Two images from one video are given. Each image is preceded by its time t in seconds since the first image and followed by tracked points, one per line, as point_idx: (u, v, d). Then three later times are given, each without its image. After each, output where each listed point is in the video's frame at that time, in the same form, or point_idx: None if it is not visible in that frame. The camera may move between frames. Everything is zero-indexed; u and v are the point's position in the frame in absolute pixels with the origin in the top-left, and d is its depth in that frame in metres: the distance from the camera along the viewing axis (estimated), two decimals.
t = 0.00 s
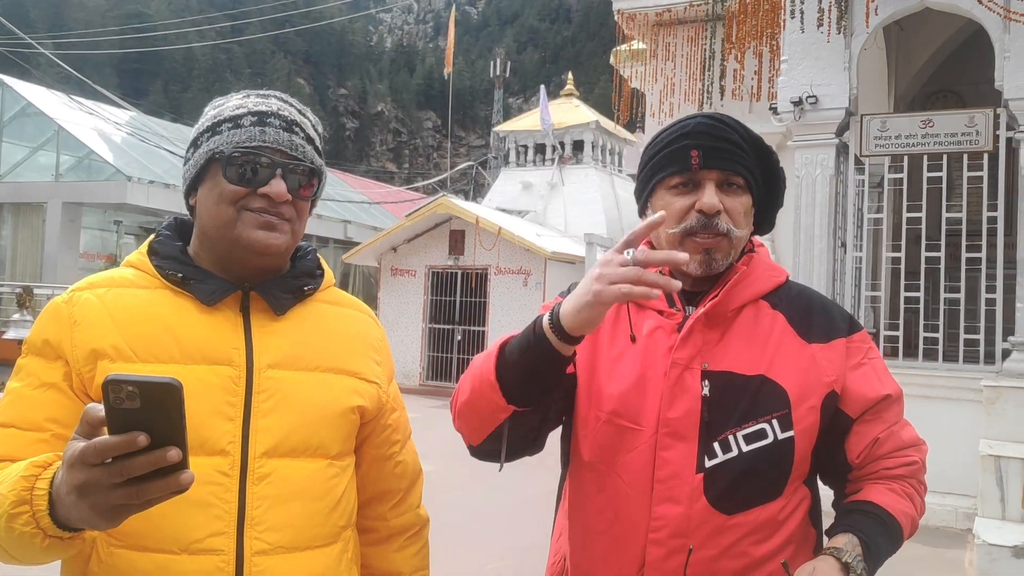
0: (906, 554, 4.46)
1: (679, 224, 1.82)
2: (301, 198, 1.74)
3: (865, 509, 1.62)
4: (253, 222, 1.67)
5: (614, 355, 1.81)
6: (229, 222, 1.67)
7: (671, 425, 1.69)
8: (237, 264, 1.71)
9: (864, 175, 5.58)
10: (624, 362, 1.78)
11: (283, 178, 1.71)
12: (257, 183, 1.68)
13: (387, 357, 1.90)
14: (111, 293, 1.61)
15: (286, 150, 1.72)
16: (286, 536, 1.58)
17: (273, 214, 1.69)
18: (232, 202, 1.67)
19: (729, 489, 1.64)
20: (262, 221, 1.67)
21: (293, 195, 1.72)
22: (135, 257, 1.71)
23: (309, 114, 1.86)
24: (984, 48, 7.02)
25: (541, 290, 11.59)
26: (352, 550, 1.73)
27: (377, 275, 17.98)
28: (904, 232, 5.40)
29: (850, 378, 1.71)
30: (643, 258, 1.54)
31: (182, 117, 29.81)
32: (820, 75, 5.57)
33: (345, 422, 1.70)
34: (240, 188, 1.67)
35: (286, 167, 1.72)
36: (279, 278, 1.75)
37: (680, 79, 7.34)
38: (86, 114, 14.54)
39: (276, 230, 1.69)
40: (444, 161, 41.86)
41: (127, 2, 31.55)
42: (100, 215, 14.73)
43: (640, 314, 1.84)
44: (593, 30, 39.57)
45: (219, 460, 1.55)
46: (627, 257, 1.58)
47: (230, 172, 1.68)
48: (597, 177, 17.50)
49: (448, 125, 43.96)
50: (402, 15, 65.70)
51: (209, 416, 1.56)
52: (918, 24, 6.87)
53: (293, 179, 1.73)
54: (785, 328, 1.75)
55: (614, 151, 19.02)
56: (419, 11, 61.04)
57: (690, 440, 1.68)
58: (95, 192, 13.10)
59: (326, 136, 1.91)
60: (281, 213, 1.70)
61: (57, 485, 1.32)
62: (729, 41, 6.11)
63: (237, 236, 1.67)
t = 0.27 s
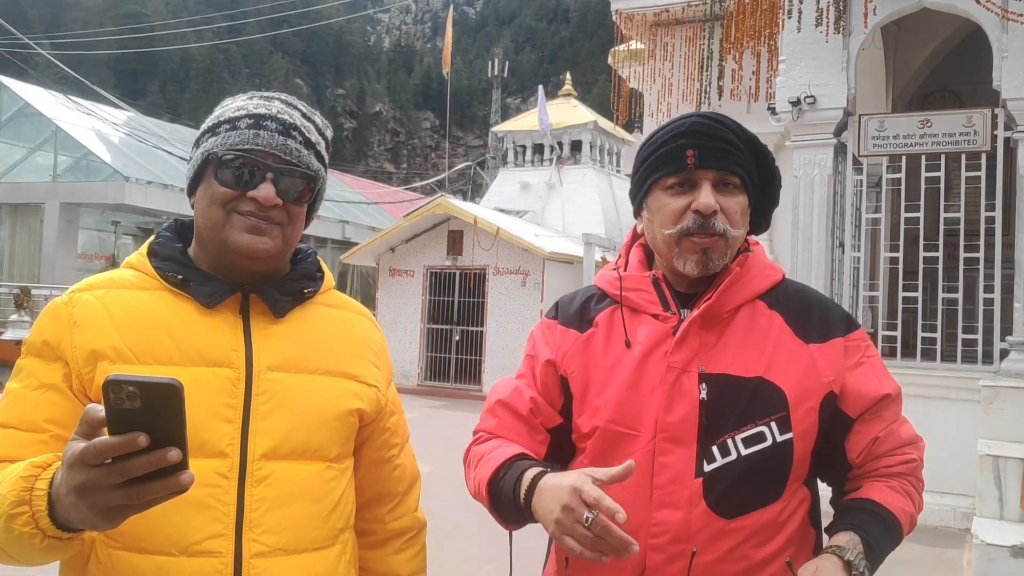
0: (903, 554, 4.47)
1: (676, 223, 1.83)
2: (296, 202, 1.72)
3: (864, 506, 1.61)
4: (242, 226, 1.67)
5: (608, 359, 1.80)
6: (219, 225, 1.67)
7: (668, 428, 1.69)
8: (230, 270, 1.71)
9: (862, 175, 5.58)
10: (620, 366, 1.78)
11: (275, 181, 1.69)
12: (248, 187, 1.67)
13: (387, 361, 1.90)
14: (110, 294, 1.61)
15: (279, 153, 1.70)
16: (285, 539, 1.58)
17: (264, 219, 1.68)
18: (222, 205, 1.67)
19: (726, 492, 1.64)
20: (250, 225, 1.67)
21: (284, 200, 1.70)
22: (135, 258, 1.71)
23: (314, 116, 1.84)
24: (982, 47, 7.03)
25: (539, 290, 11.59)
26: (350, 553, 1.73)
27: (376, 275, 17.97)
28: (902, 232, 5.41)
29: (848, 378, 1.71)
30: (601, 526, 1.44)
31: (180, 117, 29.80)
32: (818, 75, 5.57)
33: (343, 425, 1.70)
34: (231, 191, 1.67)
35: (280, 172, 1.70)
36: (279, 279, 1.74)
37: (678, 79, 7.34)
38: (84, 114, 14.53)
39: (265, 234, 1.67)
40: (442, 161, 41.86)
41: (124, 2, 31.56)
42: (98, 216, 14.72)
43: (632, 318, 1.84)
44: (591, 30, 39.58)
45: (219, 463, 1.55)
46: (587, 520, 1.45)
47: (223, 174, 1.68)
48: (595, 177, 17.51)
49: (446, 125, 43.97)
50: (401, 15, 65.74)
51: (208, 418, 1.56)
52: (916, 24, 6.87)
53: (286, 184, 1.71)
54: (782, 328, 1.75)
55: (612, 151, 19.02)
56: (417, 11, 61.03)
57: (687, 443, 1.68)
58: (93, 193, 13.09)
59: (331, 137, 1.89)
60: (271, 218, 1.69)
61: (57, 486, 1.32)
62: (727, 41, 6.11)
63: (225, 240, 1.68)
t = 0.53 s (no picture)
0: (901, 554, 4.47)
1: (664, 224, 1.84)
2: (293, 207, 1.72)
3: (855, 508, 1.63)
4: (237, 232, 1.66)
5: (600, 362, 1.80)
6: (216, 229, 1.68)
7: (662, 430, 1.69)
8: (228, 273, 1.71)
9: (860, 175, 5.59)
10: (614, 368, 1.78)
11: (269, 186, 1.68)
12: (243, 191, 1.67)
13: (386, 363, 1.90)
14: (111, 295, 1.61)
15: (275, 156, 1.70)
16: (283, 539, 1.58)
17: (258, 224, 1.68)
18: (219, 209, 1.68)
19: (718, 492, 1.64)
20: (245, 230, 1.66)
21: (281, 204, 1.69)
22: (136, 258, 1.71)
23: (314, 117, 1.83)
24: (980, 48, 7.04)
25: (538, 290, 11.59)
26: (349, 553, 1.73)
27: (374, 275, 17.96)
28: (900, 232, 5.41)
29: (841, 377, 1.71)
30: None
31: (178, 117, 29.77)
32: (816, 75, 5.58)
33: (340, 425, 1.70)
34: (227, 195, 1.67)
35: (277, 175, 1.70)
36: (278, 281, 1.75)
37: (676, 80, 7.35)
38: (82, 114, 14.53)
39: (260, 240, 1.67)
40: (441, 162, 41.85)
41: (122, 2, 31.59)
42: (96, 216, 14.73)
43: (623, 320, 1.84)
44: (589, 30, 39.60)
45: (217, 463, 1.55)
46: None
47: (219, 178, 1.68)
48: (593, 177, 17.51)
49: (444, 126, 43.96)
50: (399, 16, 65.66)
51: (206, 418, 1.56)
52: (914, 25, 6.87)
53: (283, 187, 1.71)
54: (776, 327, 1.75)
55: (610, 151, 19.03)
56: (415, 11, 61.00)
57: (680, 445, 1.68)
58: (91, 193, 13.07)
59: (331, 139, 1.89)
60: (267, 222, 1.68)
61: (56, 485, 1.32)
62: (725, 42, 6.11)
63: (220, 248, 1.68)
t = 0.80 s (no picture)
0: (900, 554, 4.47)
1: (663, 225, 1.84)
2: (276, 225, 1.67)
3: (849, 513, 1.63)
4: (218, 256, 1.64)
5: (599, 361, 1.81)
6: (200, 250, 1.66)
7: (658, 430, 1.70)
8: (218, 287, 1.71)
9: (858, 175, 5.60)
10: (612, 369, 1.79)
11: (249, 208, 1.64)
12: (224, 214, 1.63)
13: (386, 366, 1.90)
14: (113, 296, 1.61)
15: (254, 178, 1.64)
16: (281, 539, 1.58)
17: (241, 247, 1.64)
18: (202, 229, 1.65)
19: (713, 492, 1.65)
20: (226, 255, 1.63)
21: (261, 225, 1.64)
22: (138, 260, 1.71)
23: (307, 123, 1.75)
24: (979, 48, 7.04)
25: (537, 291, 11.59)
26: (348, 553, 1.73)
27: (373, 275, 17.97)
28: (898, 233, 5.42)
29: (839, 380, 1.71)
30: None
31: (177, 117, 29.77)
32: (815, 76, 5.59)
33: (339, 427, 1.70)
34: (208, 218, 1.64)
35: (260, 198, 1.65)
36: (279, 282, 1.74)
37: (676, 81, 7.35)
38: (81, 115, 14.54)
39: (242, 264, 1.64)
40: (440, 162, 41.86)
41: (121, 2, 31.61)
42: (95, 217, 14.77)
43: (622, 320, 1.85)
44: (588, 31, 39.63)
45: (217, 462, 1.55)
46: None
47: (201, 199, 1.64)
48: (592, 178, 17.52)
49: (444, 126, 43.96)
50: (398, 16, 65.68)
51: (205, 417, 1.56)
52: (913, 26, 6.88)
53: (267, 207, 1.66)
54: (774, 328, 1.75)
55: (609, 152, 19.03)
56: (415, 12, 60.99)
57: (676, 445, 1.69)
58: (90, 193, 13.07)
59: (326, 146, 1.81)
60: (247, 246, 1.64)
61: (56, 484, 1.32)
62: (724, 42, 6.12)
63: (206, 269, 1.67)
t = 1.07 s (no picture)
0: (898, 554, 4.48)
1: (661, 227, 1.84)
2: (267, 233, 1.66)
3: (843, 516, 1.63)
4: (212, 266, 1.64)
5: (597, 363, 1.82)
6: (193, 259, 1.66)
7: (656, 432, 1.70)
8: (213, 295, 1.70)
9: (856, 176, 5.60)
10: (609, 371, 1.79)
11: (237, 222, 1.64)
12: (214, 225, 1.63)
13: (383, 368, 1.91)
14: (110, 298, 1.61)
15: (242, 191, 1.63)
16: (278, 539, 1.59)
17: (233, 257, 1.64)
18: (194, 238, 1.65)
19: (711, 495, 1.65)
20: (219, 264, 1.63)
21: (252, 235, 1.64)
22: (135, 263, 1.71)
23: (296, 129, 1.74)
24: (977, 49, 7.05)
25: (535, 291, 11.60)
26: (345, 553, 1.74)
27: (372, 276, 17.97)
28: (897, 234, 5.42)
29: (836, 383, 1.71)
30: None
31: (176, 118, 29.76)
32: (813, 77, 5.59)
33: (336, 428, 1.70)
34: (200, 228, 1.64)
35: (247, 210, 1.64)
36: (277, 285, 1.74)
37: (674, 81, 7.35)
38: (79, 115, 14.54)
39: (236, 273, 1.64)
40: (438, 162, 41.87)
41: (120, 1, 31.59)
42: (93, 217, 14.84)
43: (620, 323, 1.85)
44: (587, 31, 39.66)
45: (215, 462, 1.56)
46: None
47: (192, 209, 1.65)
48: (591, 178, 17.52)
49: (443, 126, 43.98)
50: (397, 16, 65.71)
51: (204, 418, 1.56)
52: (911, 27, 6.89)
53: (256, 218, 1.65)
54: (771, 331, 1.76)
55: (608, 152, 19.03)
56: (413, 12, 61.00)
57: (673, 449, 1.69)
58: (88, 193, 13.07)
59: (316, 152, 1.80)
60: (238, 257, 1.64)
61: (52, 483, 1.32)
62: (722, 43, 6.12)
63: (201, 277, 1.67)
